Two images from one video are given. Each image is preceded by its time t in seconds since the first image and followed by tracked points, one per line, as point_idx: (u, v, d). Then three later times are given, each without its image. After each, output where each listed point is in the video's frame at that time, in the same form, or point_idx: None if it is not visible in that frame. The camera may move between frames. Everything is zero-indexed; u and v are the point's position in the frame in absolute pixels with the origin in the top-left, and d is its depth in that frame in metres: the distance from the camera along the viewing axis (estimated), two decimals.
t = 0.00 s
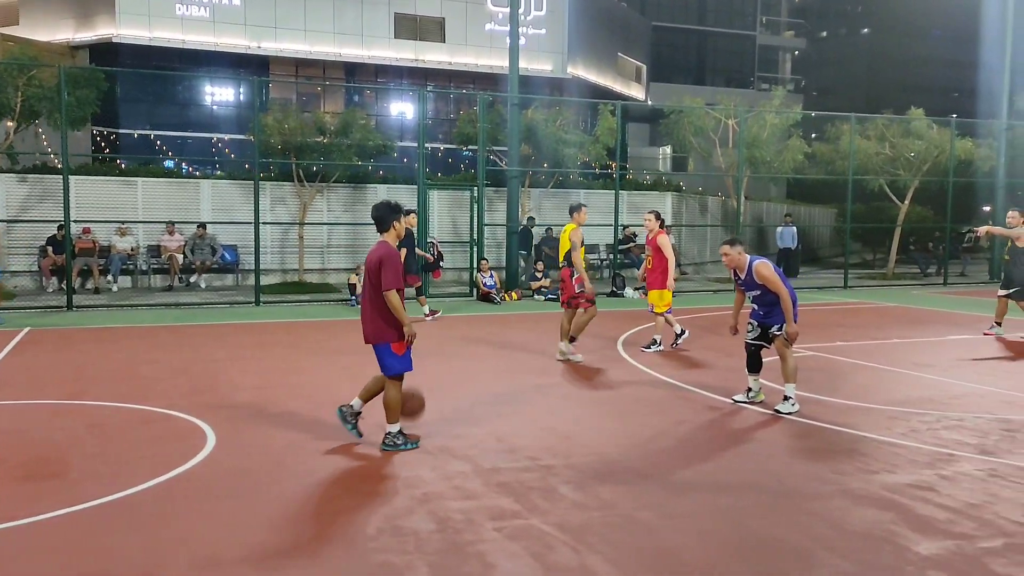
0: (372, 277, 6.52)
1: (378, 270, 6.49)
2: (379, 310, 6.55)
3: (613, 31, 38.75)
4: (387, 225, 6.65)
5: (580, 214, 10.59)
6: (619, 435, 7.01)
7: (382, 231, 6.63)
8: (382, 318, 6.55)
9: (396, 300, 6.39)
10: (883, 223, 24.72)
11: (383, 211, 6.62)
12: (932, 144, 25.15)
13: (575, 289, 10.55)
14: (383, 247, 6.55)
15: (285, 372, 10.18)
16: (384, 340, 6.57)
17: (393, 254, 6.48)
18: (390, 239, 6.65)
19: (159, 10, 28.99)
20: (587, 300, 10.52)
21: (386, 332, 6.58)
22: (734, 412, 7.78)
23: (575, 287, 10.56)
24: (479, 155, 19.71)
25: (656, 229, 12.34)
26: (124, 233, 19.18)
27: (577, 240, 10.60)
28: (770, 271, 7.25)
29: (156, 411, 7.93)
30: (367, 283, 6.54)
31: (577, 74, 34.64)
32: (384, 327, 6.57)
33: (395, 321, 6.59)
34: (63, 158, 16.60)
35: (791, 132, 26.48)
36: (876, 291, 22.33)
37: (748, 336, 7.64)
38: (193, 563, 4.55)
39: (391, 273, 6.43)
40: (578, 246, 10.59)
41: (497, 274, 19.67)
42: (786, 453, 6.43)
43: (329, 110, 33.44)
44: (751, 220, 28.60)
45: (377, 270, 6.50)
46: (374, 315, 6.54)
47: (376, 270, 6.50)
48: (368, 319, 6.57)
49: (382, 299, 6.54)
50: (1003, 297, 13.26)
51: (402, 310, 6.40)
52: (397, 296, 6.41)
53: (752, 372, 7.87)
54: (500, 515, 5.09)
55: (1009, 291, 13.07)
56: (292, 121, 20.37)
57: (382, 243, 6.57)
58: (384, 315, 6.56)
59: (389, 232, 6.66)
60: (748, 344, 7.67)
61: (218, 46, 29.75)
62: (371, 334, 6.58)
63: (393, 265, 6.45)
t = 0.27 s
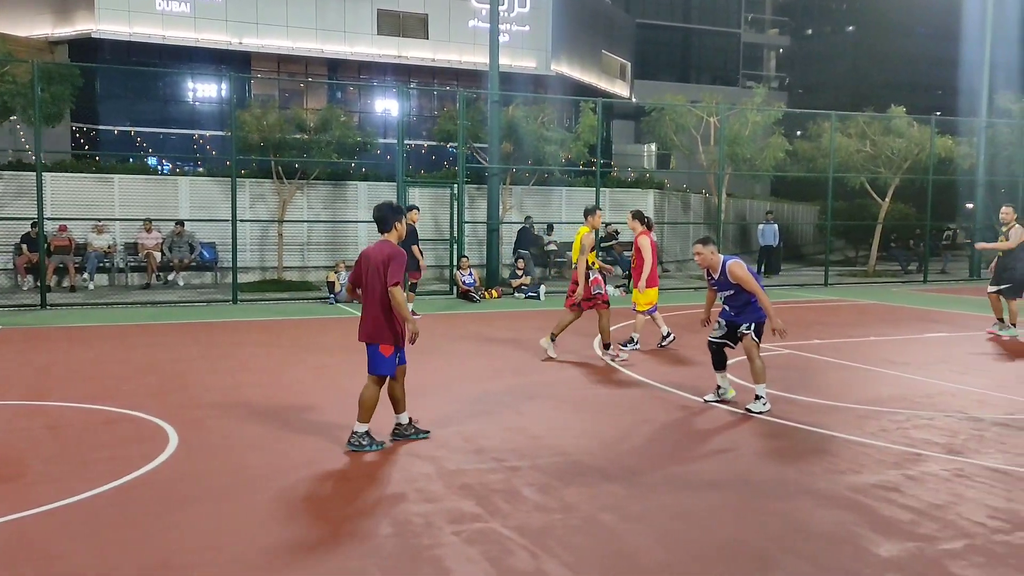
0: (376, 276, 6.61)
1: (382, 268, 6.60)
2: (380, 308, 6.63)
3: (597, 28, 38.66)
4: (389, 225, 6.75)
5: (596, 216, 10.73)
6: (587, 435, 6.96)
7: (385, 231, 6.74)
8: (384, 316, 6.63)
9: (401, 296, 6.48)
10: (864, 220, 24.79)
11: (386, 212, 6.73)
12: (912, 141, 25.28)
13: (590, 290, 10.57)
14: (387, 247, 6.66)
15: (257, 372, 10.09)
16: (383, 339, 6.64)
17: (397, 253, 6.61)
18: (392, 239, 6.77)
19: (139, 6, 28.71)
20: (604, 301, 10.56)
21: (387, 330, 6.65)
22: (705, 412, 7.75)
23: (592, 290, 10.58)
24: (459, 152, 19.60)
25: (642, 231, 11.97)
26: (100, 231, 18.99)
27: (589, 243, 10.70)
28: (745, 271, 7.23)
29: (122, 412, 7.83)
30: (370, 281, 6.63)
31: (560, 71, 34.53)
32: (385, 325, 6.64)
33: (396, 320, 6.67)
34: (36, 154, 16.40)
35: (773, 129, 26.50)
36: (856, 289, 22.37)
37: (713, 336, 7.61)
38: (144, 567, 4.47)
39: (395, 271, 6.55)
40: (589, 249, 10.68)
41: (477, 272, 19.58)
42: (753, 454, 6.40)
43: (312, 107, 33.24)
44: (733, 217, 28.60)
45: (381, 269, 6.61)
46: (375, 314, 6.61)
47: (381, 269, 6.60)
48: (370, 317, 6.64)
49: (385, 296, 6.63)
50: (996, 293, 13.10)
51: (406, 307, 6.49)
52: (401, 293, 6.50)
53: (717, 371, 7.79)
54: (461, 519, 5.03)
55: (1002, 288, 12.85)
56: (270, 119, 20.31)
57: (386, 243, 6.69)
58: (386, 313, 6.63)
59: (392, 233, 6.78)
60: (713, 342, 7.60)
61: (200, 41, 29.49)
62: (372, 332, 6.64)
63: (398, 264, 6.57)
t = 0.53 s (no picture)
0: (365, 275, 6.59)
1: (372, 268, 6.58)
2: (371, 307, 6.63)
3: (573, 24, 38.58)
4: (374, 223, 6.71)
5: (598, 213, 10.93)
6: (549, 437, 6.86)
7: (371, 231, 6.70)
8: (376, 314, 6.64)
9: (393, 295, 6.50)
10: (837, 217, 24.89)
11: (372, 210, 6.70)
12: (885, 139, 25.53)
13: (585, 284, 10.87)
14: (375, 246, 6.64)
15: (220, 372, 9.91)
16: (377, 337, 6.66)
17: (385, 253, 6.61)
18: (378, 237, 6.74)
19: None
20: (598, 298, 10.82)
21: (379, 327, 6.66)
22: (671, 412, 7.67)
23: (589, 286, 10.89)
24: (431, 149, 19.39)
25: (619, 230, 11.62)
26: (66, 228, 18.65)
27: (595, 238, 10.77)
28: (699, 275, 7.27)
29: (75, 415, 7.63)
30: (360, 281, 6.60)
31: (536, 68, 34.38)
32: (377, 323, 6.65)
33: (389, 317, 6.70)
34: None
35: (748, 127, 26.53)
36: (829, 286, 22.45)
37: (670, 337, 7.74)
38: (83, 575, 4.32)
39: (385, 270, 6.55)
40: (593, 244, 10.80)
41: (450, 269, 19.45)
42: (716, 455, 6.32)
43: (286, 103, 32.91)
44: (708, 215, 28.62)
45: (370, 268, 6.58)
46: (370, 313, 6.62)
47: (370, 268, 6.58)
48: (362, 316, 6.63)
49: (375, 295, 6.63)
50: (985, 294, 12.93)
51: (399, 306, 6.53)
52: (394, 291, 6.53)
53: (656, 365, 8.01)
54: (414, 525, 4.91)
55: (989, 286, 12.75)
56: (240, 113, 20.10)
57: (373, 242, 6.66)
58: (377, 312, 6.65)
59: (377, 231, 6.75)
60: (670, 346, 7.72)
61: (171, 36, 29.09)
62: (364, 330, 6.65)
63: (387, 264, 6.57)
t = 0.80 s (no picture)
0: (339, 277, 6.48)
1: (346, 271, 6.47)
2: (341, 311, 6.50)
3: (539, 23, 38.51)
4: (356, 229, 6.55)
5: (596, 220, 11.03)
6: (503, 441, 6.74)
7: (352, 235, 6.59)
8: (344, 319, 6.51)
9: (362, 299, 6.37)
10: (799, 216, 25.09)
11: (354, 217, 6.51)
12: (846, 138, 25.80)
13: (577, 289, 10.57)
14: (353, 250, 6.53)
15: (170, 375, 9.67)
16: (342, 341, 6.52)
17: (362, 258, 6.50)
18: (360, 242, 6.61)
19: None
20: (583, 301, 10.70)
21: (345, 331, 6.52)
22: (627, 414, 7.59)
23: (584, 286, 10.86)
24: (393, 147, 19.10)
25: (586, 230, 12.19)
26: (16, 227, 18.20)
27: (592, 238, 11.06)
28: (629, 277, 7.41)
29: (14, 423, 7.38)
30: (333, 282, 6.50)
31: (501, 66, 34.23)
32: (344, 327, 6.51)
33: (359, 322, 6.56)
34: None
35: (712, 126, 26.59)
36: (792, 285, 22.60)
37: (601, 333, 7.70)
38: None
39: (358, 274, 6.43)
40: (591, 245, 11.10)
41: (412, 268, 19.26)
42: (670, 458, 6.25)
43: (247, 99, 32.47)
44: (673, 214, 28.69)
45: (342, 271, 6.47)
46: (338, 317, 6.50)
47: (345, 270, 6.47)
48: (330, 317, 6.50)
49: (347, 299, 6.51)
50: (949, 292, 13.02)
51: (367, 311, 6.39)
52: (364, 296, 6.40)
53: (595, 367, 7.88)
54: (358, 536, 4.78)
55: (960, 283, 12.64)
56: (196, 110, 19.58)
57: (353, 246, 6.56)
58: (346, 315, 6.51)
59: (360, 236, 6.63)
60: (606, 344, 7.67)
61: (128, 32, 28.56)
62: (329, 332, 6.51)
63: (362, 268, 6.46)
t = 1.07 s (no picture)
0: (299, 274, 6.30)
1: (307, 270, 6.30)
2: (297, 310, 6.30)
3: (497, 21, 38.36)
4: (317, 230, 6.39)
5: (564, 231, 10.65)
6: (449, 443, 6.60)
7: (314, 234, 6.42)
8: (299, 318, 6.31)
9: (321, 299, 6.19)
10: (754, 215, 25.31)
11: (318, 218, 6.36)
12: (799, 139, 26.26)
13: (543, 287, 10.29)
14: (315, 249, 6.37)
15: (109, 378, 9.37)
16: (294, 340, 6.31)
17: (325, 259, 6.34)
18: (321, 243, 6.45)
19: None
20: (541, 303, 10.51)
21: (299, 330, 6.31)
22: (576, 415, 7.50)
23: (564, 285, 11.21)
24: (347, 144, 18.81)
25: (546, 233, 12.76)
26: None
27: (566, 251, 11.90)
28: (570, 286, 7.34)
29: None
30: (292, 280, 6.31)
31: (460, 64, 33.99)
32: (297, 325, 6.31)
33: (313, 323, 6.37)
34: None
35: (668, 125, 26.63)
36: (747, 283, 22.77)
37: (537, 334, 7.72)
38: None
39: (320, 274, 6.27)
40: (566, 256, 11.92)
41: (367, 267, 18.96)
42: (616, 459, 6.17)
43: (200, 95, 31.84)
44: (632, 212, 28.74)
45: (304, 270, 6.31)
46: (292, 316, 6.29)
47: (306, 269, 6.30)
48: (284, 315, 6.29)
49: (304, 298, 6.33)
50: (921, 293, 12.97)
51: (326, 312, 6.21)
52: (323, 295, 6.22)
53: (537, 368, 7.85)
54: (292, 546, 4.63)
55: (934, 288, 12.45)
56: (143, 106, 19.32)
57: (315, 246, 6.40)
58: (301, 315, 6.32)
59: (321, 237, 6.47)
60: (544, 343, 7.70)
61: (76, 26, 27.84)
62: (282, 329, 6.30)
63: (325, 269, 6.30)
